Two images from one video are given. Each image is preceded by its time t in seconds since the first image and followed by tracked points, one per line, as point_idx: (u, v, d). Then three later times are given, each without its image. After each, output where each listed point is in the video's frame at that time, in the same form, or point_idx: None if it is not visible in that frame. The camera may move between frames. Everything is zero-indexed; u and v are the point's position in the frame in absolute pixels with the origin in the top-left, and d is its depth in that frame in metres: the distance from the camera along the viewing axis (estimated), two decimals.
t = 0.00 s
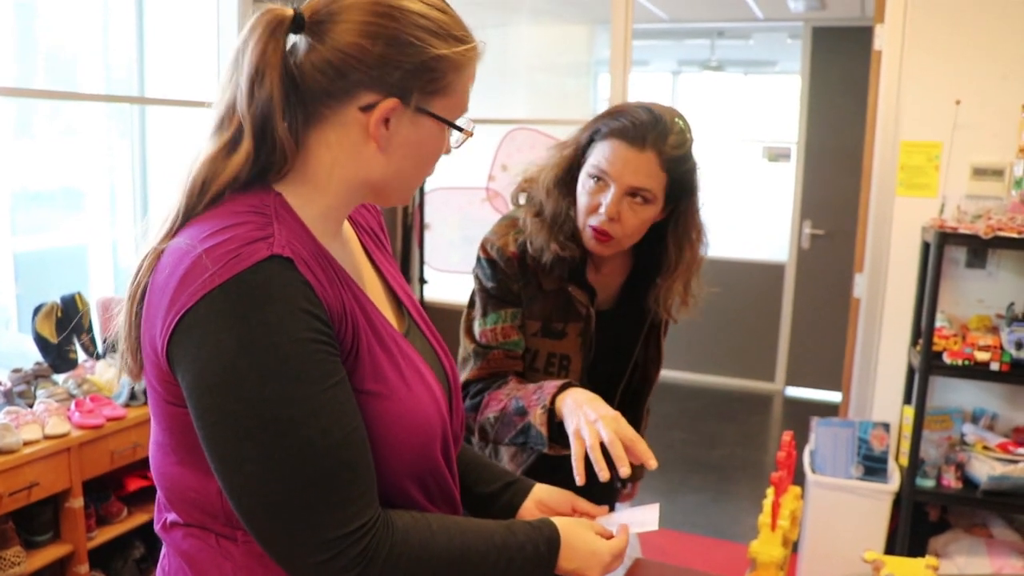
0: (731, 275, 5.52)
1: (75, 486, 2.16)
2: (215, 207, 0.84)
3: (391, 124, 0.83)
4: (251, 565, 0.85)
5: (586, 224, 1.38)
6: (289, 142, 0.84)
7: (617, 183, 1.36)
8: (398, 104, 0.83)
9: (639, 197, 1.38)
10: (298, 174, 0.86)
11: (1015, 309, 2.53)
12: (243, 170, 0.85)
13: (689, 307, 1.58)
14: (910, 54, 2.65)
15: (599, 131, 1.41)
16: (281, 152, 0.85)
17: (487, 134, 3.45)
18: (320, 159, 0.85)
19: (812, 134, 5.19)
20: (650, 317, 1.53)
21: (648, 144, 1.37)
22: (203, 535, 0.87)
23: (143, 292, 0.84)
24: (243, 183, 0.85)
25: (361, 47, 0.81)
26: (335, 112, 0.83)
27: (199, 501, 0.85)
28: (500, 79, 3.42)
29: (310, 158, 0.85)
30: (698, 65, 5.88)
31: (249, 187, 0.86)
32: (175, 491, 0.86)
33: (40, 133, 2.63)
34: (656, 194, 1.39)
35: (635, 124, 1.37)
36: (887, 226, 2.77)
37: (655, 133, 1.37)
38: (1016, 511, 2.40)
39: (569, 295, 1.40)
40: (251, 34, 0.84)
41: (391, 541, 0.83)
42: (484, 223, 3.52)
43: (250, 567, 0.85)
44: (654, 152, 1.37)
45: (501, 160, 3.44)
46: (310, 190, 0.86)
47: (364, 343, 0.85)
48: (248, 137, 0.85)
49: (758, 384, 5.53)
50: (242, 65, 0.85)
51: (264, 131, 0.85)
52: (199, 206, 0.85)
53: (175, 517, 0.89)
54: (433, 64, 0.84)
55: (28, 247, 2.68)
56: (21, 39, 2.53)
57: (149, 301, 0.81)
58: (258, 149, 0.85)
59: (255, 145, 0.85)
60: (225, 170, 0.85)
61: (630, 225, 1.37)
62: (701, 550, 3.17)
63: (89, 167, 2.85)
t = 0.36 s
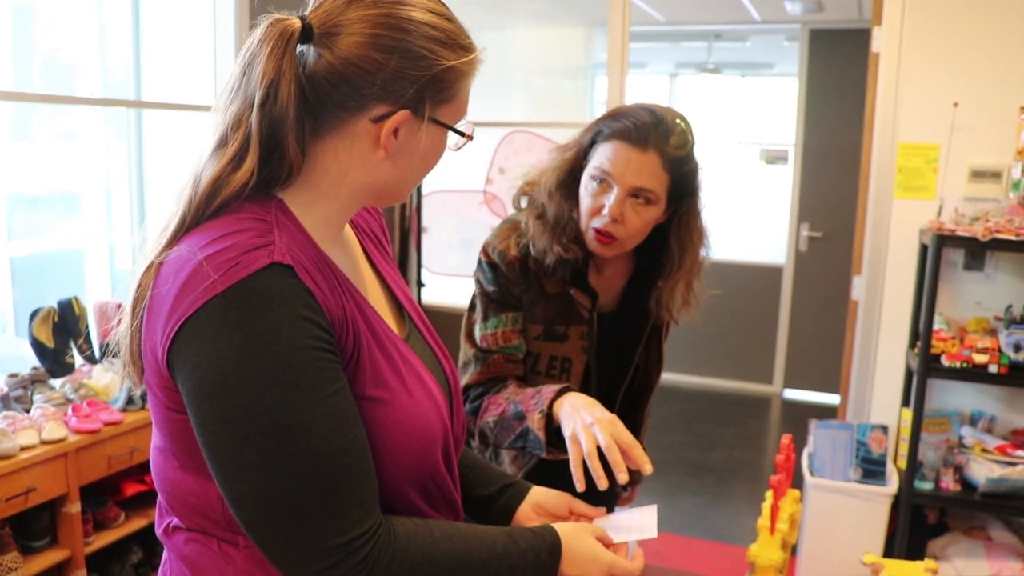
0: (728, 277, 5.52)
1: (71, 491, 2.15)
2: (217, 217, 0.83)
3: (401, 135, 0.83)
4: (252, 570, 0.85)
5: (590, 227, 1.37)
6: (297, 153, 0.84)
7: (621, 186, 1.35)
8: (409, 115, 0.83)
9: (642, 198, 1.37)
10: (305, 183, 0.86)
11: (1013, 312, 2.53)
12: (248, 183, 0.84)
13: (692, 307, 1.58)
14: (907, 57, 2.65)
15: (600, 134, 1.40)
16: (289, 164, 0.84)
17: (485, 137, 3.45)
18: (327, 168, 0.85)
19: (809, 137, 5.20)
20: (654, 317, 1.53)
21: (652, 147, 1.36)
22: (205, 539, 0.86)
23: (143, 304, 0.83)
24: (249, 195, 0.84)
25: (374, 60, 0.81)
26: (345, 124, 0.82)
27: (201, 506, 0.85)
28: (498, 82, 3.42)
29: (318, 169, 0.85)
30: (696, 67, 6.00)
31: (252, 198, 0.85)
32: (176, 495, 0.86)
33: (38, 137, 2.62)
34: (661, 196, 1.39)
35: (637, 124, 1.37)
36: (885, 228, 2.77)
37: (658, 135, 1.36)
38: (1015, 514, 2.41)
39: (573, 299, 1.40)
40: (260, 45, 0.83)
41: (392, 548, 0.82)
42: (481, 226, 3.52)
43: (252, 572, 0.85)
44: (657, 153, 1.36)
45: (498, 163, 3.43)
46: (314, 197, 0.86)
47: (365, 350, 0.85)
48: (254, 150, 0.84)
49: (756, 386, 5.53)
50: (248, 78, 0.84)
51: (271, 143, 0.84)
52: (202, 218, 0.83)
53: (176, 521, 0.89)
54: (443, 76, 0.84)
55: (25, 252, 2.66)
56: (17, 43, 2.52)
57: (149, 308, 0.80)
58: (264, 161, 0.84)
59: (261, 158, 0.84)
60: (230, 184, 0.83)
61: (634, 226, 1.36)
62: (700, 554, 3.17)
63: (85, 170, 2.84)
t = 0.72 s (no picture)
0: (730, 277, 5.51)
1: (71, 492, 2.14)
2: (219, 217, 0.81)
3: (404, 136, 0.82)
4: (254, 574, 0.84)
5: (607, 239, 1.36)
6: (300, 152, 0.82)
7: (637, 197, 1.33)
8: (413, 116, 0.82)
9: (659, 207, 1.36)
10: (308, 184, 0.85)
11: (1016, 312, 2.52)
12: (253, 184, 0.82)
13: (706, 304, 1.59)
14: (910, 56, 2.64)
15: (612, 142, 1.36)
16: (292, 164, 0.83)
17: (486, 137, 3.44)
18: (329, 169, 0.84)
19: (810, 136, 5.19)
20: (659, 318, 1.53)
21: (667, 156, 1.33)
22: (206, 543, 0.85)
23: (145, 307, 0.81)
24: (255, 196, 0.83)
25: (378, 60, 0.80)
26: (347, 124, 0.81)
27: (202, 510, 0.84)
28: (500, 82, 3.41)
29: (321, 169, 0.84)
30: (697, 66, 5.87)
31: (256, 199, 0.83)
32: (177, 498, 0.85)
33: (37, 137, 2.61)
34: (675, 203, 1.37)
35: (650, 133, 1.34)
36: (888, 228, 2.76)
37: (670, 142, 1.34)
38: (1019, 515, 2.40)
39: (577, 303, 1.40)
40: (263, 43, 0.82)
41: (397, 553, 0.81)
42: (482, 226, 3.51)
43: None
44: (673, 162, 1.34)
45: (499, 163, 3.42)
46: (317, 199, 0.85)
47: (370, 353, 0.84)
48: (258, 148, 0.82)
49: (757, 386, 5.52)
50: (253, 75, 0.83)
51: (275, 142, 0.83)
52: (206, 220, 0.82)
53: (177, 524, 0.87)
54: (447, 77, 0.83)
55: (24, 251, 2.65)
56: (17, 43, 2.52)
57: (153, 309, 0.79)
58: (268, 161, 0.83)
59: (264, 157, 0.83)
60: (233, 183, 0.82)
61: (652, 233, 1.35)
62: (701, 555, 3.16)
63: (84, 170, 2.83)
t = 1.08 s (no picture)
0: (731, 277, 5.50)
1: (70, 494, 2.13)
2: (222, 216, 0.80)
3: (390, 127, 0.81)
4: None
5: (620, 246, 1.36)
6: (290, 140, 0.81)
7: (651, 205, 1.33)
8: (397, 106, 0.80)
9: (671, 215, 1.35)
10: (300, 177, 0.84)
11: (1020, 313, 2.51)
12: (244, 172, 0.82)
13: (715, 313, 1.59)
14: (912, 55, 2.63)
15: (626, 150, 1.36)
16: (283, 154, 0.82)
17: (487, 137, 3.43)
18: (322, 163, 0.83)
19: (812, 136, 5.19)
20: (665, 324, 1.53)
21: (681, 164, 1.33)
22: (209, 546, 0.84)
23: (147, 307, 0.80)
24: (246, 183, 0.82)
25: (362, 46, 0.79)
26: (335, 111, 0.80)
27: (206, 514, 0.83)
28: (501, 81, 3.41)
29: (311, 160, 0.83)
30: (697, 66, 5.81)
31: (253, 191, 0.83)
32: (180, 500, 0.84)
33: (36, 137, 2.60)
34: (687, 212, 1.37)
35: (665, 141, 1.33)
36: (890, 229, 2.75)
37: (685, 151, 1.33)
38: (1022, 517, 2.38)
39: (586, 307, 1.39)
40: (256, 29, 0.83)
41: (402, 556, 0.80)
42: (483, 226, 3.50)
43: None
44: (688, 171, 1.34)
45: (500, 163, 3.41)
46: (322, 200, 0.84)
47: (376, 354, 0.83)
48: (248, 134, 0.82)
49: (758, 386, 5.51)
50: (244, 59, 0.84)
51: (266, 129, 0.82)
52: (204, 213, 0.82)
53: (180, 526, 0.86)
54: (438, 68, 0.81)
55: (24, 252, 2.64)
56: (17, 42, 2.51)
57: (158, 310, 0.78)
58: (260, 150, 0.83)
59: (256, 144, 0.83)
60: (227, 174, 0.82)
61: (665, 242, 1.35)
62: (703, 556, 3.15)
63: (85, 171, 2.82)
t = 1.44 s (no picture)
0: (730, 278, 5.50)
1: (69, 495, 2.12)
2: (227, 214, 0.80)
3: (393, 128, 0.80)
4: None
5: (625, 250, 1.36)
6: (294, 138, 0.81)
7: (656, 210, 1.33)
8: (400, 107, 0.79)
9: (677, 221, 1.35)
10: (305, 177, 0.83)
11: (1021, 313, 2.51)
12: (249, 170, 0.82)
13: (720, 316, 1.59)
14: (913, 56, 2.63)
15: (632, 154, 1.35)
16: (287, 152, 0.82)
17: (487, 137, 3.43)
18: (325, 162, 0.82)
19: (812, 136, 5.19)
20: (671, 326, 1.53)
21: (687, 169, 1.33)
22: (213, 545, 0.84)
23: (151, 305, 0.79)
24: (250, 180, 0.82)
25: (365, 45, 0.78)
26: (338, 112, 0.80)
27: (210, 512, 0.82)
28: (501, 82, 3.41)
29: (316, 161, 0.83)
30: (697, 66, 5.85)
31: (258, 190, 0.82)
32: (184, 500, 0.83)
33: (36, 137, 2.59)
34: (693, 219, 1.37)
35: (672, 147, 1.32)
36: (891, 229, 2.74)
37: (691, 156, 1.33)
38: None
39: (594, 310, 1.38)
40: (263, 27, 0.82)
41: (404, 557, 0.79)
42: (483, 227, 3.50)
43: None
44: (694, 177, 1.33)
45: (500, 163, 3.41)
46: (329, 202, 0.83)
47: (380, 353, 0.82)
48: (253, 131, 0.82)
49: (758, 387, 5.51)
50: (250, 56, 0.83)
51: (270, 126, 0.82)
52: (208, 211, 0.81)
53: (184, 526, 0.86)
54: (441, 70, 0.81)
55: (23, 252, 2.64)
56: (17, 42, 2.51)
57: (164, 308, 0.77)
58: (265, 148, 0.82)
59: (260, 142, 0.82)
60: (233, 173, 0.82)
61: (670, 247, 1.35)
62: (703, 557, 3.14)
63: (85, 170, 2.82)
